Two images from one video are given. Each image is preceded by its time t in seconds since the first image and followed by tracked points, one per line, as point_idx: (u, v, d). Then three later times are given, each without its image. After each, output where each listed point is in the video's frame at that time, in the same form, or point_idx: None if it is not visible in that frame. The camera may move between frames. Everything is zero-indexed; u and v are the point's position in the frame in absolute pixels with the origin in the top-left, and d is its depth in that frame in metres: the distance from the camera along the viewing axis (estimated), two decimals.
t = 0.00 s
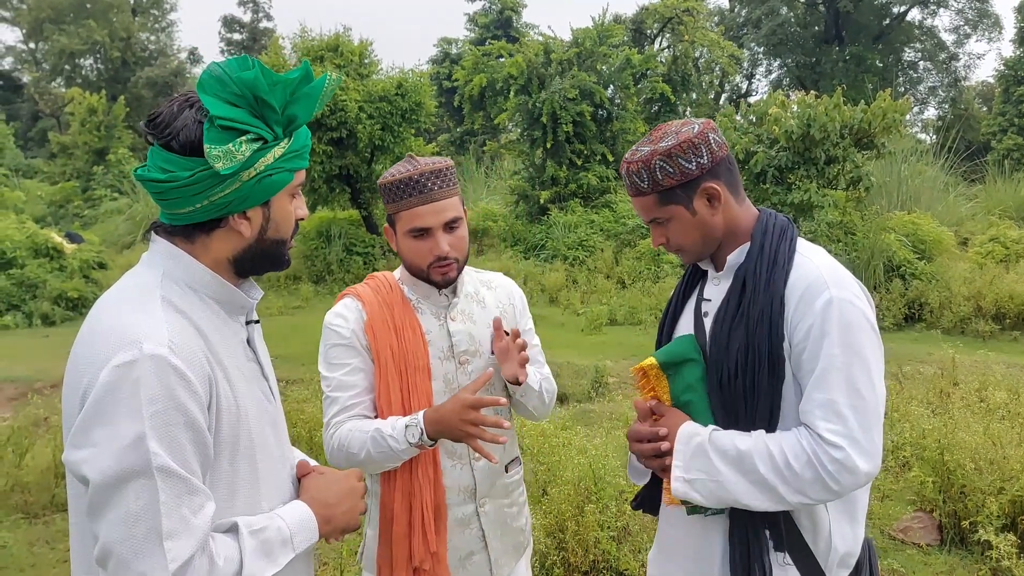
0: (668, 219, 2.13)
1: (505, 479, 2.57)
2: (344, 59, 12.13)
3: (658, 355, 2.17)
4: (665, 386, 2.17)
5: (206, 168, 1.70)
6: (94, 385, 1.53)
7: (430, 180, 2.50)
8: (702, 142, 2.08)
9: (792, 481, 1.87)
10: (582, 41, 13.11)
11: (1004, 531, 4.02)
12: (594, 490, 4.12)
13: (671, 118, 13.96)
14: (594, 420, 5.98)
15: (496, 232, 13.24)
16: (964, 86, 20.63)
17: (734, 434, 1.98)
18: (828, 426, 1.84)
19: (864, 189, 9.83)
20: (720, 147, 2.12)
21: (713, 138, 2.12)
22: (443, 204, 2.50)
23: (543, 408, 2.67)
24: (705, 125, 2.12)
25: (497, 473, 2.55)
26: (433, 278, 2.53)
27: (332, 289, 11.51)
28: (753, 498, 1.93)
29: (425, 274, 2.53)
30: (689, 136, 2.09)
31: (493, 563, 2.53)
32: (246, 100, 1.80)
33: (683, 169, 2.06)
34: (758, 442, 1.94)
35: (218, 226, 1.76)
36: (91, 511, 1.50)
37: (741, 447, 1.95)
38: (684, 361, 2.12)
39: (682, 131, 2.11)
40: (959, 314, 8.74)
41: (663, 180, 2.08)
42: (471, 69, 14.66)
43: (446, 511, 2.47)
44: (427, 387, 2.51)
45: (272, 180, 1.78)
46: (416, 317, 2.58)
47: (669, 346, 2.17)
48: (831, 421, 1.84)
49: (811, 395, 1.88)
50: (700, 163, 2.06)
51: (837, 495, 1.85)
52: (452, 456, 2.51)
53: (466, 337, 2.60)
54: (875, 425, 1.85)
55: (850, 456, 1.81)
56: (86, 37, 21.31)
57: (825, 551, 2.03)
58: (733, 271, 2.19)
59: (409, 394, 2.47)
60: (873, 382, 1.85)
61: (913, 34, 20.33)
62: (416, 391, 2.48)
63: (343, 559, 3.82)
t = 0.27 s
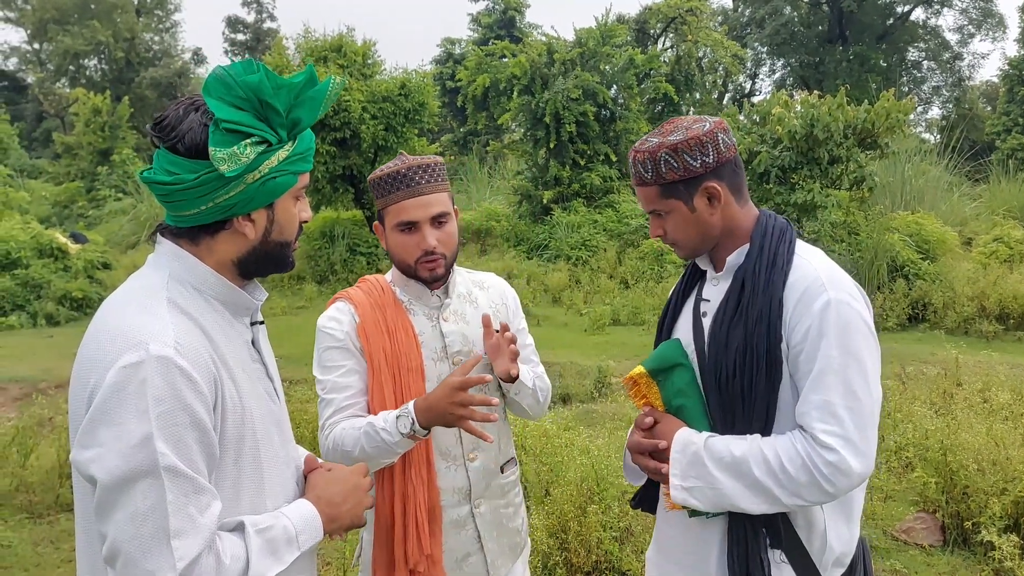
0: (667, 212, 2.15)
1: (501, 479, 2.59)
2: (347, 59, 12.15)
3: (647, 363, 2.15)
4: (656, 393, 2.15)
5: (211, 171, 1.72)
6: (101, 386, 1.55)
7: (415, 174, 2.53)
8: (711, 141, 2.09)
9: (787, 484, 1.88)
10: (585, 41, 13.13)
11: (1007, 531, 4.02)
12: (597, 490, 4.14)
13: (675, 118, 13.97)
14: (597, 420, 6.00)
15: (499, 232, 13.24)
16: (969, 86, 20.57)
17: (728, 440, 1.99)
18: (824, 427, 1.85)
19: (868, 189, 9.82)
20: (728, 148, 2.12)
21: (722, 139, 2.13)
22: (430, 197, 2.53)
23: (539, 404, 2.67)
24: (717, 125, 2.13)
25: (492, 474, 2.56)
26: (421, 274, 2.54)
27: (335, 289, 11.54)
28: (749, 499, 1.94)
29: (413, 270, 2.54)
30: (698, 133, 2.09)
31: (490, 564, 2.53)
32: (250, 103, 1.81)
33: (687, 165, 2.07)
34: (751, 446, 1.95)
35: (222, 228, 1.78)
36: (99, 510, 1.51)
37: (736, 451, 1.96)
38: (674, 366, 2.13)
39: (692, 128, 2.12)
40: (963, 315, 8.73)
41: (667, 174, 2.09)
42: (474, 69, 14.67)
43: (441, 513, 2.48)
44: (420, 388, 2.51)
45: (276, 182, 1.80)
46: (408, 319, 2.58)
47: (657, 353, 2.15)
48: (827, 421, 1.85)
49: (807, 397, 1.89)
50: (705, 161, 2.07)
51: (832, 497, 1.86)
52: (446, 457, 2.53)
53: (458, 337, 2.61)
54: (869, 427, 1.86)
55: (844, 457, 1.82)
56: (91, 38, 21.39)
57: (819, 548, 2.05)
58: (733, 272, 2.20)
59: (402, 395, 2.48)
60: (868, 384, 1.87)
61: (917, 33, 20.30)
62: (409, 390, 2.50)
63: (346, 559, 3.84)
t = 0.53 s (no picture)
0: (665, 204, 2.17)
1: (501, 481, 2.61)
2: (351, 60, 12.16)
3: (620, 373, 2.23)
4: (633, 402, 2.21)
5: (216, 173, 1.73)
6: (106, 385, 1.56)
7: (407, 170, 2.59)
8: (718, 139, 2.09)
9: (769, 481, 1.89)
10: (589, 42, 13.14)
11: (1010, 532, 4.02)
12: (600, 490, 4.16)
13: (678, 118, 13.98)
14: (600, 421, 6.01)
15: (502, 232, 13.23)
16: (973, 86, 20.50)
17: (711, 438, 2.01)
18: (808, 422, 1.86)
19: (871, 189, 9.81)
20: (735, 148, 2.13)
21: (730, 138, 2.13)
22: (420, 190, 2.57)
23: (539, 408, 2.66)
24: (727, 123, 2.14)
25: (493, 476, 2.58)
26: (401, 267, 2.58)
27: (339, 289, 11.58)
28: (732, 496, 1.95)
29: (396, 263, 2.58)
30: (705, 129, 2.10)
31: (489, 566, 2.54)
32: (255, 105, 1.82)
33: (691, 160, 2.09)
34: (734, 444, 1.96)
35: (228, 229, 1.79)
36: (104, 508, 1.53)
37: (717, 450, 1.97)
38: (646, 373, 2.19)
39: (701, 124, 2.13)
40: (966, 315, 8.72)
41: (669, 166, 2.11)
42: (477, 70, 14.68)
43: (441, 514, 2.48)
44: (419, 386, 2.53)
45: (281, 184, 1.81)
46: (408, 320, 2.59)
47: (629, 360, 2.23)
48: (811, 416, 1.86)
49: (794, 393, 1.91)
50: (710, 157, 2.08)
51: (813, 492, 1.88)
52: (446, 458, 2.54)
53: (458, 338, 2.63)
54: (854, 424, 1.88)
55: (825, 453, 1.84)
56: (95, 38, 21.46)
57: (811, 545, 2.05)
58: (728, 271, 2.21)
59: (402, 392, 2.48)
60: (854, 381, 1.88)
61: (921, 33, 20.25)
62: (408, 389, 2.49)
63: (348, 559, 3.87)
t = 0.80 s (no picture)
0: (663, 199, 2.18)
1: (503, 484, 2.62)
2: (353, 60, 12.17)
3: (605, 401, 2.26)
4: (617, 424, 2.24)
5: (220, 174, 1.74)
6: (113, 385, 1.58)
7: (413, 168, 2.63)
8: (719, 138, 2.11)
9: (746, 477, 1.92)
10: (591, 42, 13.15)
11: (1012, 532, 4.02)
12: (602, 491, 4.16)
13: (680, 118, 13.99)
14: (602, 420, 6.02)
15: (505, 232, 13.21)
16: (976, 85, 20.44)
17: (689, 439, 2.05)
18: (785, 416, 1.89)
19: (874, 189, 9.79)
20: (734, 149, 2.15)
21: (731, 140, 2.15)
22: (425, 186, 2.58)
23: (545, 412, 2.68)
24: (729, 124, 2.15)
25: (494, 478, 2.59)
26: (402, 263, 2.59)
27: (342, 289, 11.60)
28: (713, 493, 1.98)
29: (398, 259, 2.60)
30: (707, 128, 2.12)
31: (486, 567, 2.55)
32: (257, 107, 1.83)
33: (691, 156, 2.10)
34: (711, 443, 2.00)
35: (233, 229, 1.80)
36: (111, 506, 1.54)
37: (694, 449, 2.01)
38: (629, 398, 2.20)
39: (703, 123, 2.14)
40: (969, 315, 8.72)
41: (669, 162, 2.13)
42: (480, 70, 14.69)
43: (440, 514, 2.49)
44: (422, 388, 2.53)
45: (284, 184, 1.82)
46: (415, 321, 2.60)
47: (613, 389, 2.25)
48: (788, 409, 1.89)
49: (775, 389, 1.93)
50: (709, 156, 2.10)
51: (790, 486, 1.89)
52: (448, 458, 2.55)
53: (462, 339, 2.64)
54: (834, 421, 1.89)
55: (799, 446, 1.86)
56: (99, 39, 21.50)
57: (800, 539, 2.06)
58: (722, 271, 2.22)
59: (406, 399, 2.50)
60: (836, 376, 1.89)
61: (924, 33, 20.20)
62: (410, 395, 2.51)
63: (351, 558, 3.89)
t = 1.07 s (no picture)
0: (660, 193, 2.19)
1: (509, 484, 2.63)
2: (356, 60, 12.19)
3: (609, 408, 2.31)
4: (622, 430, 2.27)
5: (230, 173, 1.75)
6: (120, 381, 1.59)
7: (431, 166, 2.66)
8: (717, 134, 2.14)
9: (746, 477, 1.93)
10: (594, 41, 13.15)
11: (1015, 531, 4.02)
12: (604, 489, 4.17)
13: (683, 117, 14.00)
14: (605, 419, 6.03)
15: (507, 232, 13.19)
16: (980, 84, 20.38)
17: (689, 443, 2.06)
18: (785, 414, 1.90)
19: (878, 188, 9.78)
20: (733, 146, 2.17)
21: (730, 137, 2.17)
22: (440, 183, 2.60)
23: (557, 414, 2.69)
24: (728, 122, 2.18)
25: (500, 477, 2.61)
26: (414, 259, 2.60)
27: (345, 288, 11.63)
28: (713, 495, 1.98)
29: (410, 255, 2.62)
30: (706, 124, 2.15)
31: (489, 566, 2.56)
32: (269, 108, 1.85)
33: (689, 152, 2.13)
34: (710, 445, 2.01)
35: (241, 228, 1.82)
36: (118, 501, 1.55)
37: (694, 452, 2.02)
38: (629, 403, 2.25)
39: (703, 119, 2.17)
40: (973, 313, 8.72)
41: (668, 157, 2.15)
42: (483, 69, 14.69)
43: (445, 510, 2.51)
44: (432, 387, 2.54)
45: (293, 185, 1.83)
46: (427, 318, 2.63)
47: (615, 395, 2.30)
48: (788, 407, 1.90)
49: (774, 388, 1.94)
50: (708, 152, 2.12)
51: (790, 484, 1.90)
52: (454, 455, 2.57)
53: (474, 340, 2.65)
54: (832, 418, 1.91)
55: (797, 443, 1.87)
56: (102, 39, 21.53)
57: (799, 533, 2.08)
58: (719, 269, 2.24)
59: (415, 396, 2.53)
60: (833, 374, 1.91)
61: (927, 31, 20.14)
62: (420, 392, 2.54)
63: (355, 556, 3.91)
